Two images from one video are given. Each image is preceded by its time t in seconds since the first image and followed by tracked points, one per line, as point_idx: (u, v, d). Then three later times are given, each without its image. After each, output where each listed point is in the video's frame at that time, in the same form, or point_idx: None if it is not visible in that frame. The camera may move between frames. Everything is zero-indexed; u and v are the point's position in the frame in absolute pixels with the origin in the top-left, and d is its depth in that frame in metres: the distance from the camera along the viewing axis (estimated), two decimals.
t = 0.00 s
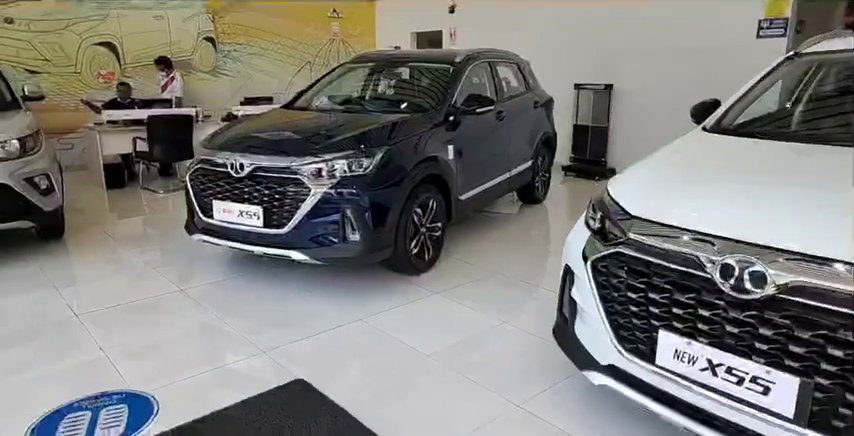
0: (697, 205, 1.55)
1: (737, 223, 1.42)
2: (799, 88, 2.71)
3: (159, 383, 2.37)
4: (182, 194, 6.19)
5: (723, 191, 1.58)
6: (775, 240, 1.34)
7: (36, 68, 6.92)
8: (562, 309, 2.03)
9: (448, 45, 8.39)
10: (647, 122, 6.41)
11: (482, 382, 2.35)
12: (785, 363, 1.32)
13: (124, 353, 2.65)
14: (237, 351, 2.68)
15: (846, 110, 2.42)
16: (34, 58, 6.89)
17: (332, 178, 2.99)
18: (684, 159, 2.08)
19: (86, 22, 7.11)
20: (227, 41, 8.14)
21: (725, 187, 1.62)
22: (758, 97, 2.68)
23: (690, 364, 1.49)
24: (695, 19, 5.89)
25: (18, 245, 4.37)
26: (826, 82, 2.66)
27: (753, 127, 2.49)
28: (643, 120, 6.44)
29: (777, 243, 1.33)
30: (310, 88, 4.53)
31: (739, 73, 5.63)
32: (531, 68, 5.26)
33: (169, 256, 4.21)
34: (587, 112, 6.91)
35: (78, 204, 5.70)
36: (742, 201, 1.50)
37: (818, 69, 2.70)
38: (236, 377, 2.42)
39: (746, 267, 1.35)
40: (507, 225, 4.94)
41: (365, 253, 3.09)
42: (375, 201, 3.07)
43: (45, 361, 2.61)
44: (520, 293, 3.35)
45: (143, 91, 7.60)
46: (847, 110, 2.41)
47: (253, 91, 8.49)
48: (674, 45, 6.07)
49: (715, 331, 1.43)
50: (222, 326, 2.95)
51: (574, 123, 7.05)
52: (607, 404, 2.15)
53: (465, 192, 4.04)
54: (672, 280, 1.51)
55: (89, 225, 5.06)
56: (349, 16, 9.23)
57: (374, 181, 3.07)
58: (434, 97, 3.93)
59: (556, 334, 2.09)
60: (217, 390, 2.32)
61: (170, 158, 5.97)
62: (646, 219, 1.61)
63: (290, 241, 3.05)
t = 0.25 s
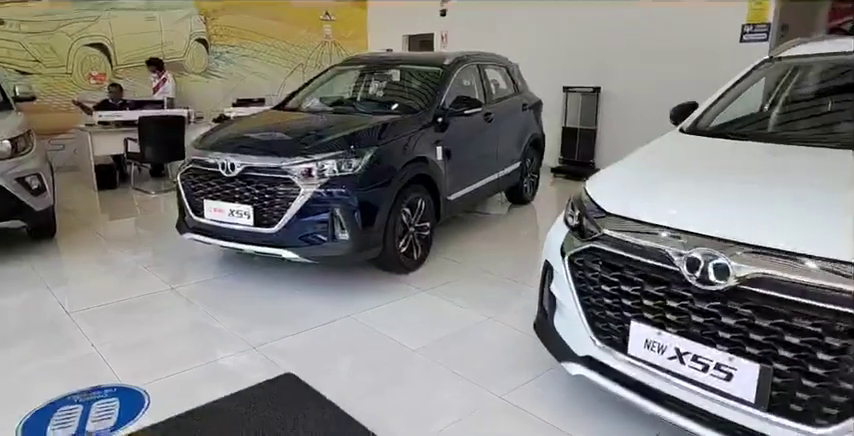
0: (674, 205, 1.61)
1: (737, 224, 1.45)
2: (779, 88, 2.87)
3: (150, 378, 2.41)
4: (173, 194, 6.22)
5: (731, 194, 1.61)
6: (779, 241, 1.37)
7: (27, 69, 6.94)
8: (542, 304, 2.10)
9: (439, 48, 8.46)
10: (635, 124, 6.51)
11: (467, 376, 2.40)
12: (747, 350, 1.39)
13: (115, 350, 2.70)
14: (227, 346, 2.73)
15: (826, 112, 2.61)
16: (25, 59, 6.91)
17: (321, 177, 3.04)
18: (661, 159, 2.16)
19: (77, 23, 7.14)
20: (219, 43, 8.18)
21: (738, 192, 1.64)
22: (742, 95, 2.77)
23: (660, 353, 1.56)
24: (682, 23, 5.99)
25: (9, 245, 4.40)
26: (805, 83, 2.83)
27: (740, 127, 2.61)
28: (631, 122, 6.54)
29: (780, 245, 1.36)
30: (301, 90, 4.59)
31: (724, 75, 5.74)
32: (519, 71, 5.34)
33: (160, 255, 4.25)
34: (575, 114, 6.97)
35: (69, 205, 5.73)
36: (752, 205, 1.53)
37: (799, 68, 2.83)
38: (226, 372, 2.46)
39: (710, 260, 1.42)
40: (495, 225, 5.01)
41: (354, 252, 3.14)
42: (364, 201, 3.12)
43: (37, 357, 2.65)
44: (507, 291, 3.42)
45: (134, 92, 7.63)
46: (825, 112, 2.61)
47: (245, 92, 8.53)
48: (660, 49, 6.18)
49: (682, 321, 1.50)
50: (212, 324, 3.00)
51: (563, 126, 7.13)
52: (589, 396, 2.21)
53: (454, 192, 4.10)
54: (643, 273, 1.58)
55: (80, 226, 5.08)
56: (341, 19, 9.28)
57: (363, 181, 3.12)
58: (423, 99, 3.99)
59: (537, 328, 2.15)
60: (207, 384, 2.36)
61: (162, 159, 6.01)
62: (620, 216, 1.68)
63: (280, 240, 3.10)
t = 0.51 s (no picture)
0: (653, 201, 1.65)
1: (735, 224, 1.45)
2: (761, 88, 2.93)
3: (140, 374, 2.43)
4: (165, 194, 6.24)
5: (728, 194, 1.60)
6: (758, 237, 1.40)
7: (18, 70, 6.92)
8: (525, 300, 2.14)
9: (430, 49, 8.52)
10: (624, 124, 6.57)
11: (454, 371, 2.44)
12: (718, 341, 1.44)
13: (106, 347, 2.72)
14: (218, 343, 2.76)
15: (805, 113, 2.68)
16: (16, 59, 6.90)
17: (311, 176, 3.06)
18: (642, 157, 2.21)
19: (68, 23, 7.13)
20: (211, 43, 8.19)
21: (735, 192, 1.63)
22: (724, 95, 2.82)
23: (637, 345, 1.60)
24: (670, 24, 6.07)
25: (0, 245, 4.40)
26: (786, 82, 2.88)
27: (722, 127, 2.67)
28: (620, 122, 6.60)
29: (759, 241, 1.39)
30: (292, 90, 4.62)
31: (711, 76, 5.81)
32: (509, 72, 5.39)
33: (151, 255, 4.27)
34: (565, 115, 7.00)
35: (60, 205, 5.73)
36: (747, 204, 1.52)
37: (780, 68, 2.87)
38: (216, 368, 2.49)
39: (684, 254, 1.47)
40: (485, 224, 5.06)
41: (344, 250, 3.17)
42: (353, 199, 3.15)
43: (28, 354, 2.67)
44: (495, 289, 3.47)
45: (125, 92, 7.63)
46: (804, 112, 2.68)
47: (237, 93, 8.54)
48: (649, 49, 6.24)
49: (658, 314, 1.55)
50: (203, 322, 3.02)
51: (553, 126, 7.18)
52: (570, 387, 2.24)
53: (443, 192, 4.14)
54: (621, 268, 1.63)
55: (71, 226, 5.10)
56: (333, 19, 9.31)
57: (352, 180, 3.14)
58: (412, 99, 4.03)
59: (521, 323, 2.19)
60: (196, 379, 2.38)
61: (154, 159, 6.02)
62: (601, 213, 1.73)
63: (270, 238, 3.12)
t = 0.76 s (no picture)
0: (627, 197, 1.70)
1: (732, 224, 1.45)
2: (741, 87, 2.91)
3: (126, 370, 2.45)
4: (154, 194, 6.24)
5: (719, 193, 1.60)
6: (728, 232, 1.44)
7: (6, 68, 6.89)
8: (506, 295, 2.18)
9: (421, 49, 8.56)
10: (612, 125, 6.63)
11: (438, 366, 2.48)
12: (686, 332, 1.49)
13: (92, 343, 2.74)
14: (204, 339, 2.78)
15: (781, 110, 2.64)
16: (4, 58, 6.86)
17: (298, 174, 3.08)
18: (621, 155, 2.24)
19: (57, 22, 7.11)
20: (201, 42, 8.19)
21: (726, 191, 1.63)
22: (704, 95, 2.82)
23: (610, 337, 1.65)
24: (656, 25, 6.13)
25: None
26: (766, 82, 2.86)
27: (696, 125, 2.68)
28: (608, 122, 6.66)
29: (729, 236, 1.44)
30: (280, 89, 4.64)
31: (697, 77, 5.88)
32: (497, 72, 5.42)
33: (140, 254, 4.28)
34: (554, 115, 7.10)
35: (48, 204, 5.72)
36: (739, 204, 1.53)
37: (759, 68, 2.87)
38: (201, 364, 2.51)
39: (655, 247, 1.51)
40: (473, 223, 5.10)
41: (330, 248, 3.20)
42: (339, 197, 3.18)
43: (15, 351, 2.68)
44: (481, 286, 3.51)
45: (114, 91, 7.62)
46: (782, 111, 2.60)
47: (227, 92, 8.54)
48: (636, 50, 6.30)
49: (629, 306, 1.59)
50: (190, 319, 3.05)
51: (542, 126, 7.25)
52: (550, 380, 2.28)
53: (431, 190, 4.17)
54: (596, 262, 1.67)
55: (60, 225, 5.10)
56: (324, 19, 9.32)
57: (339, 178, 3.17)
58: (400, 99, 4.06)
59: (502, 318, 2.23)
60: (182, 374, 2.41)
61: (143, 158, 6.02)
62: (577, 209, 1.78)
63: (257, 236, 3.15)
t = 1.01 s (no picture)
0: (597, 192, 1.74)
1: (705, 219, 1.48)
2: (720, 85, 2.94)
3: (107, 365, 2.46)
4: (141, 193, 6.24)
5: (693, 189, 1.63)
6: (691, 226, 1.48)
7: None
8: (484, 290, 2.21)
9: (410, 49, 8.59)
10: (598, 124, 6.68)
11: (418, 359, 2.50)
12: (651, 323, 1.53)
13: (74, 339, 2.75)
14: (186, 335, 2.80)
15: (755, 108, 2.66)
16: None
17: (281, 172, 3.10)
18: (598, 151, 2.27)
19: (44, 21, 7.08)
20: (189, 42, 8.18)
21: (701, 187, 1.66)
22: (682, 95, 2.85)
23: (580, 329, 1.69)
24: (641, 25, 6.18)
25: None
26: (744, 80, 2.87)
27: (670, 122, 2.72)
28: (595, 121, 6.71)
29: (692, 230, 1.47)
30: (266, 88, 4.65)
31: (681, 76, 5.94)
32: (484, 71, 5.45)
33: (126, 252, 4.29)
34: (542, 114, 7.15)
35: (34, 204, 5.71)
36: (715, 200, 1.55)
37: (737, 66, 2.89)
38: (183, 359, 2.53)
39: (620, 241, 1.55)
40: (459, 220, 5.13)
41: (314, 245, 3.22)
42: (323, 195, 3.20)
43: None
44: (464, 282, 3.54)
45: (101, 91, 7.60)
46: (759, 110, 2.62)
47: (216, 91, 8.54)
48: (622, 50, 6.35)
49: (598, 299, 1.64)
50: (172, 316, 3.06)
51: (530, 126, 7.30)
52: (527, 373, 2.31)
53: (417, 189, 4.20)
54: (566, 256, 1.71)
55: (46, 224, 5.09)
56: (313, 18, 9.33)
57: (322, 176, 3.19)
58: (385, 97, 4.08)
59: (480, 312, 2.26)
60: (163, 369, 2.42)
61: (130, 157, 6.02)
62: (549, 205, 1.81)
63: (240, 233, 3.17)
